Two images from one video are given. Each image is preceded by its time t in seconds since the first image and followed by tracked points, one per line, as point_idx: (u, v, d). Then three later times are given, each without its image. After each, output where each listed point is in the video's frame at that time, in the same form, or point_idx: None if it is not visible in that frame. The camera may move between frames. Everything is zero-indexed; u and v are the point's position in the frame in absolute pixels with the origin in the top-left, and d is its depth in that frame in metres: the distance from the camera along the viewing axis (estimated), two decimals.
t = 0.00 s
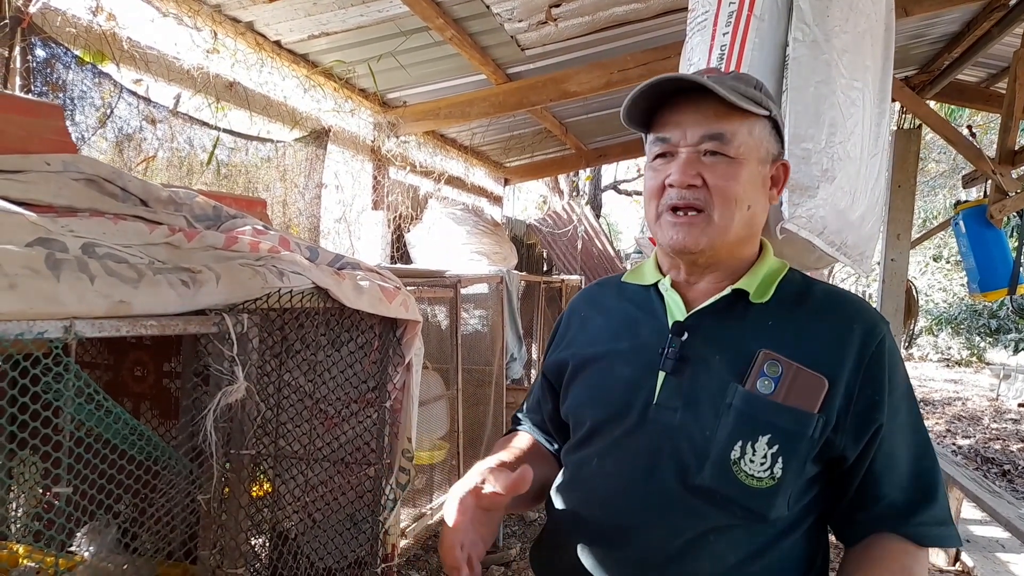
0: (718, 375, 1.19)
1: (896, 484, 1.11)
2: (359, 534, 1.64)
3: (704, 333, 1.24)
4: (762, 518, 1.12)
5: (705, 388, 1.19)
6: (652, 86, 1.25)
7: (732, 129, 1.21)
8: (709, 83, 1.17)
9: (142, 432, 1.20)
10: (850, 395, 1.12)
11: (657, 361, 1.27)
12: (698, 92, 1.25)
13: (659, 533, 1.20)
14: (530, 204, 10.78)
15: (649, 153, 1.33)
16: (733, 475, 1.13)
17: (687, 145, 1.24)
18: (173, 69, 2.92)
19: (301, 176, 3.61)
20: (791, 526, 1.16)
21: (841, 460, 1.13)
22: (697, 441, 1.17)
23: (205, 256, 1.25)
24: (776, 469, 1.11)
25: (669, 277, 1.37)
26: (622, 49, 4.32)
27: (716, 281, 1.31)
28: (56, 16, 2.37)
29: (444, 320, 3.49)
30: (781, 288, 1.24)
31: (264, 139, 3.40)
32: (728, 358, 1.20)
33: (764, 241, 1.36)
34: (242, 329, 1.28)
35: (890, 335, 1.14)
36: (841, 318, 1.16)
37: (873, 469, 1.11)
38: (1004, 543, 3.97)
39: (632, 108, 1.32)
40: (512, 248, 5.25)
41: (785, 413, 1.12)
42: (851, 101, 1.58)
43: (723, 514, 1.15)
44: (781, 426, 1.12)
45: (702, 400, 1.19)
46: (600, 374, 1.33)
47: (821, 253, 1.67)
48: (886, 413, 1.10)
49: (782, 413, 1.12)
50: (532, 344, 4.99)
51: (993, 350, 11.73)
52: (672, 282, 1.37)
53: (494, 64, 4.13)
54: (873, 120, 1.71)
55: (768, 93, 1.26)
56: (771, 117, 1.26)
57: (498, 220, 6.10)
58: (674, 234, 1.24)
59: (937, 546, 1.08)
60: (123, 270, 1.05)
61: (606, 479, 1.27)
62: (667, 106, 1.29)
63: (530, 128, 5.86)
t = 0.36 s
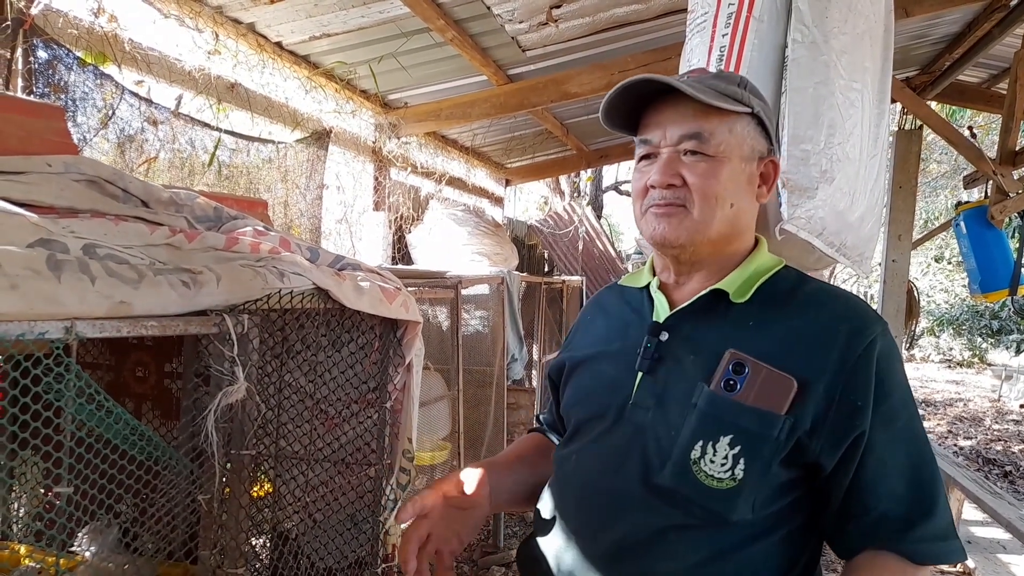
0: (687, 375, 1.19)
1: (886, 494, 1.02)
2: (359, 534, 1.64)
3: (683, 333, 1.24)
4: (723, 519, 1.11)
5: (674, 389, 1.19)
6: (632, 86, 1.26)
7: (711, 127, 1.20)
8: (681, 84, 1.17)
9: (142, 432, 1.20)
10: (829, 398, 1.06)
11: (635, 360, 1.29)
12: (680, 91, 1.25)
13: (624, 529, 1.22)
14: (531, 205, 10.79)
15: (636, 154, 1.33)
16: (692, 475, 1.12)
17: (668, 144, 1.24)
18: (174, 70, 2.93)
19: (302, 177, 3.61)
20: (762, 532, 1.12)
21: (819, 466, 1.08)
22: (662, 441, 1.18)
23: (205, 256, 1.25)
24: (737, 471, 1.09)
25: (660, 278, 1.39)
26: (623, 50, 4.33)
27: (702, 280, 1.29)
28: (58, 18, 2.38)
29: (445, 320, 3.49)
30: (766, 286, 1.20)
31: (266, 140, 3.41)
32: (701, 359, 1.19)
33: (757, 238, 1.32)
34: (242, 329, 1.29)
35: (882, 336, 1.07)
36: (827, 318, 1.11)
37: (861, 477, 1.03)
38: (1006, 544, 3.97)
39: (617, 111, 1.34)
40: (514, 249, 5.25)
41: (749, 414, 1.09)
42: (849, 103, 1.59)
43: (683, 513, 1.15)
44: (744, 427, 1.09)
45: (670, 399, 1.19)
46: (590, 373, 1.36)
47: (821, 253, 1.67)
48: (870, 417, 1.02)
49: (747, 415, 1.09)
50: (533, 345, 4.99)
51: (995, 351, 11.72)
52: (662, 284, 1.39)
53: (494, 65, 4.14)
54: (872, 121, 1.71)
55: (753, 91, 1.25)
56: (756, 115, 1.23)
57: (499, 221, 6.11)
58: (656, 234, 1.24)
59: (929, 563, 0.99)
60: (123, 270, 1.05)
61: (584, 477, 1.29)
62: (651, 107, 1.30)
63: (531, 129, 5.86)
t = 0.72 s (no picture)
0: (671, 372, 1.19)
1: (869, 493, 1.02)
2: (359, 532, 1.65)
3: (670, 331, 1.24)
4: (701, 518, 1.10)
5: (660, 385, 1.20)
6: (623, 81, 1.26)
7: (703, 123, 1.20)
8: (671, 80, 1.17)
9: (143, 430, 1.20)
10: (813, 397, 1.06)
11: (624, 358, 1.30)
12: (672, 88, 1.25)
13: (605, 524, 1.22)
14: (532, 204, 10.78)
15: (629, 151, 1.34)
16: (671, 472, 1.12)
17: (660, 140, 1.24)
18: (175, 69, 2.93)
19: (302, 175, 3.61)
20: (742, 532, 1.11)
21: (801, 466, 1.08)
22: (645, 440, 1.19)
23: (204, 254, 1.25)
24: (715, 469, 1.09)
25: (655, 277, 1.39)
26: (622, 49, 4.33)
27: (697, 278, 1.29)
28: (57, 16, 2.38)
29: (444, 319, 3.50)
30: (757, 285, 1.20)
31: (266, 139, 3.41)
32: (686, 357, 1.19)
33: (754, 235, 1.32)
34: (242, 327, 1.29)
35: (871, 336, 1.06)
36: (816, 318, 1.11)
37: (845, 476, 1.03)
38: (1005, 543, 3.98)
39: (610, 108, 1.34)
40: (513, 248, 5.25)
41: (729, 412, 1.09)
42: (849, 101, 1.59)
43: (663, 511, 1.15)
44: (723, 425, 1.09)
45: (655, 397, 1.20)
46: (583, 370, 1.37)
47: (820, 252, 1.67)
48: (854, 417, 1.02)
49: (728, 412, 1.09)
50: (533, 344, 4.99)
51: (995, 350, 11.72)
52: (656, 282, 1.39)
53: (494, 64, 4.13)
54: (872, 120, 1.71)
55: (745, 86, 1.24)
56: (747, 110, 1.23)
57: (499, 220, 6.10)
58: (649, 232, 1.24)
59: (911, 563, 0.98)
60: (123, 268, 1.05)
61: (572, 473, 1.30)
62: (643, 104, 1.30)
63: (531, 128, 5.86)
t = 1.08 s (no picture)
0: (681, 382, 1.18)
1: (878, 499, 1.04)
2: (362, 536, 1.65)
3: (676, 338, 1.23)
4: (715, 528, 1.10)
5: (669, 395, 1.19)
6: (640, 80, 1.25)
7: (718, 129, 1.21)
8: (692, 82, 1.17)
9: (147, 435, 1.20)
10: (822, 405, 1.07)
11: (629, 365, 1.29)
12: (688, 91, 1.25)
13: (615, 535, 1.21)
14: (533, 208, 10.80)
15: (637, 151, 1.33)
16: (685, 482, 1.12)
17: (674, 143, 1.24)
18: (178, 73, 2.95)
19: (305, 179, 3.62)
20: (752, 540, 1.12)
21: (810, 474, 1.09)
22: (656, 449, 1.18)
23: (207, 259, 1.26)
24: (730, 479, 1.09)
25: (654, 282, 1.39)
26: (624, 53, 4.34)
27: (699, 285, 1.29)
28: (61, 21, 2.40)
29: (446, 323, 3.50)
30: (760, 294, 1.20)
31: (268, 143, 3.42)
32: (694, 365, 1.18)
33: (752, 242, 1.32)
34: (245, 332, 1.29)
35: (874, 343, 1.08)
36: (820, 325, 1.12)
37: (852, 482, 1.04)
38: (1008, 548, 3.97)
39: (623, 105, 1.33)
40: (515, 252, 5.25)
41: (741, 421, 1.09)
42: (850, 106, 1.59)
43: (675, 521, 1.15)
44: (736, 434, 1.09)
45: (664, 406, 1.19)
46: (584, 377, 1.36)
47: (821, 257, 1.68)
48: (862, 424, 1.04)
49: (740, 422, 1.09)
50: (535, 347, 4.98)
51: (997, 354, 11.69)
52: (655, 287, 1.39)
53: (496, 68, 4.14)
54: (873, 126, 1.71)
55: (759, 95, 1.25)
56: (761, 120, 1.24)
57: (501, 223, 6.11)
58: (655, 234, 1.23)
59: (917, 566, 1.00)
60: (127, 273, 1.06)
61: (576, 482, 1.29)
62: (657, 104, 1.30)
63: (533, 131, 5.87)
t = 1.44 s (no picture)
0: (686, 380, 1.18)
1: (880, 493, 1.05)
2: (362, 535, 1.65)
3: (678, 337, 1.24)
4: (724, 522, 1.10)
5: (674, 392, 1.19)
6: (636, 88, 1.25)
7: (715, 134, 1.21)
8: (690, 90, 1.17)
9: (146, 434, 1.21)
10: (826, 401, 1.07)
11: (631, 365, 1.29)
12: (684, 97, 1.25)
13: (622, 534, 1.21)
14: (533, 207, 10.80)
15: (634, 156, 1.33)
16: (695, 478, 1.12)
17: (672, 149, 1.24)
18: (178, 73, 2.95)
19: (305, 179, 3.62)
20: (757, 535, 1.13)
21: (814, 468, 1.09)
22: (663, 445, 1.17)
23: (208, 259, 1.26)
24: (738, 473, 1.09)
25: (652, 282, 1.39)
26: (624, 52, 4.34)
27: (696, 286, 1.30)
28: (62, 21, 2.40)
29: (447, 323, 3.50)
30: (759, 293, 1.21)
31: (268, 142, 3.42)
32: (698, 363, 1.18)
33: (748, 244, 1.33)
34: (246, 331, 1.29)
35: (871, 341, 1.10)
36: (820, 324, 1.12)
37: (855, 478, 1.05)
38: (1007, 547, 3.97)
39: (619, 113, 1.33)
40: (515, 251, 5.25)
41: (748, 418, 1.10)
42: (849, 107, 1.59)
43: (685, 516, 1.15)
44: (745, 430, 1.09)
45: (669, 404, 1.19)
46: (583, 377, 1.36)
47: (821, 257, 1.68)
48: (864, 419, 1.04)
49: (747, 418, 1.10)
50: (535, 347, 4.98)
51: (997, 353, 11.68)
52: (653, 288, 1.39)
53: (496, 68, 4.14)
54: (872, 126, 1.71)
55: (753, 99, 1.26)
56: (756, 124, 1.25)
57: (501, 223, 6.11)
58: (654, 236, 1.23)
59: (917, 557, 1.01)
60: (127, 273, 1.06)
61: (580, 481, 1.29)
62: (653, 110, 1.30)
63: (533, 131, 5.87)
